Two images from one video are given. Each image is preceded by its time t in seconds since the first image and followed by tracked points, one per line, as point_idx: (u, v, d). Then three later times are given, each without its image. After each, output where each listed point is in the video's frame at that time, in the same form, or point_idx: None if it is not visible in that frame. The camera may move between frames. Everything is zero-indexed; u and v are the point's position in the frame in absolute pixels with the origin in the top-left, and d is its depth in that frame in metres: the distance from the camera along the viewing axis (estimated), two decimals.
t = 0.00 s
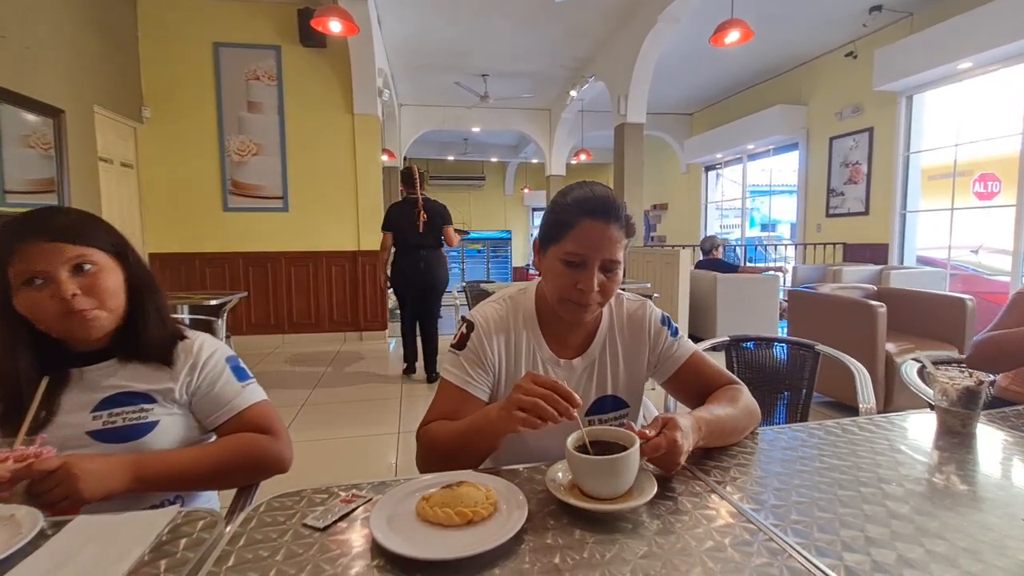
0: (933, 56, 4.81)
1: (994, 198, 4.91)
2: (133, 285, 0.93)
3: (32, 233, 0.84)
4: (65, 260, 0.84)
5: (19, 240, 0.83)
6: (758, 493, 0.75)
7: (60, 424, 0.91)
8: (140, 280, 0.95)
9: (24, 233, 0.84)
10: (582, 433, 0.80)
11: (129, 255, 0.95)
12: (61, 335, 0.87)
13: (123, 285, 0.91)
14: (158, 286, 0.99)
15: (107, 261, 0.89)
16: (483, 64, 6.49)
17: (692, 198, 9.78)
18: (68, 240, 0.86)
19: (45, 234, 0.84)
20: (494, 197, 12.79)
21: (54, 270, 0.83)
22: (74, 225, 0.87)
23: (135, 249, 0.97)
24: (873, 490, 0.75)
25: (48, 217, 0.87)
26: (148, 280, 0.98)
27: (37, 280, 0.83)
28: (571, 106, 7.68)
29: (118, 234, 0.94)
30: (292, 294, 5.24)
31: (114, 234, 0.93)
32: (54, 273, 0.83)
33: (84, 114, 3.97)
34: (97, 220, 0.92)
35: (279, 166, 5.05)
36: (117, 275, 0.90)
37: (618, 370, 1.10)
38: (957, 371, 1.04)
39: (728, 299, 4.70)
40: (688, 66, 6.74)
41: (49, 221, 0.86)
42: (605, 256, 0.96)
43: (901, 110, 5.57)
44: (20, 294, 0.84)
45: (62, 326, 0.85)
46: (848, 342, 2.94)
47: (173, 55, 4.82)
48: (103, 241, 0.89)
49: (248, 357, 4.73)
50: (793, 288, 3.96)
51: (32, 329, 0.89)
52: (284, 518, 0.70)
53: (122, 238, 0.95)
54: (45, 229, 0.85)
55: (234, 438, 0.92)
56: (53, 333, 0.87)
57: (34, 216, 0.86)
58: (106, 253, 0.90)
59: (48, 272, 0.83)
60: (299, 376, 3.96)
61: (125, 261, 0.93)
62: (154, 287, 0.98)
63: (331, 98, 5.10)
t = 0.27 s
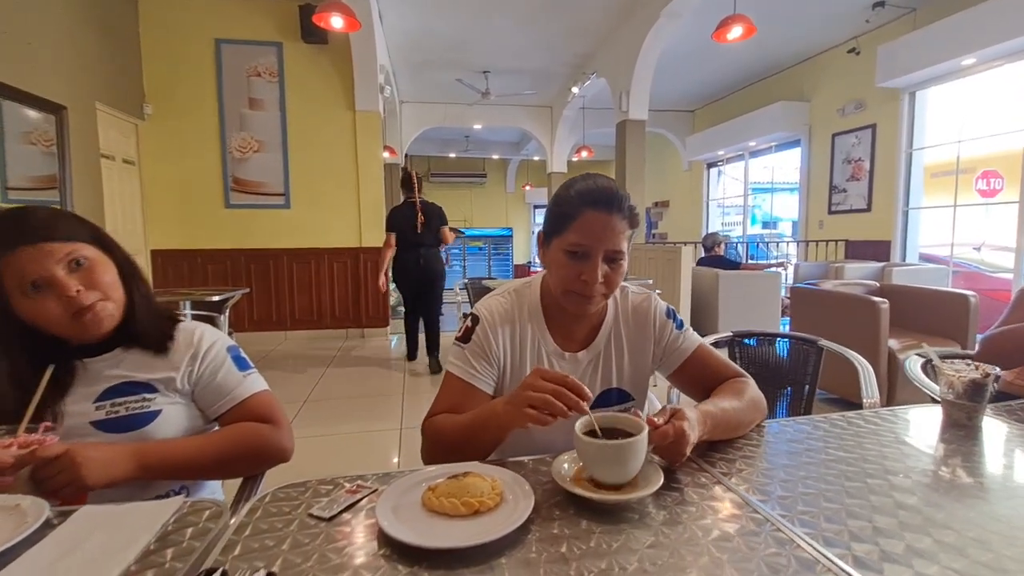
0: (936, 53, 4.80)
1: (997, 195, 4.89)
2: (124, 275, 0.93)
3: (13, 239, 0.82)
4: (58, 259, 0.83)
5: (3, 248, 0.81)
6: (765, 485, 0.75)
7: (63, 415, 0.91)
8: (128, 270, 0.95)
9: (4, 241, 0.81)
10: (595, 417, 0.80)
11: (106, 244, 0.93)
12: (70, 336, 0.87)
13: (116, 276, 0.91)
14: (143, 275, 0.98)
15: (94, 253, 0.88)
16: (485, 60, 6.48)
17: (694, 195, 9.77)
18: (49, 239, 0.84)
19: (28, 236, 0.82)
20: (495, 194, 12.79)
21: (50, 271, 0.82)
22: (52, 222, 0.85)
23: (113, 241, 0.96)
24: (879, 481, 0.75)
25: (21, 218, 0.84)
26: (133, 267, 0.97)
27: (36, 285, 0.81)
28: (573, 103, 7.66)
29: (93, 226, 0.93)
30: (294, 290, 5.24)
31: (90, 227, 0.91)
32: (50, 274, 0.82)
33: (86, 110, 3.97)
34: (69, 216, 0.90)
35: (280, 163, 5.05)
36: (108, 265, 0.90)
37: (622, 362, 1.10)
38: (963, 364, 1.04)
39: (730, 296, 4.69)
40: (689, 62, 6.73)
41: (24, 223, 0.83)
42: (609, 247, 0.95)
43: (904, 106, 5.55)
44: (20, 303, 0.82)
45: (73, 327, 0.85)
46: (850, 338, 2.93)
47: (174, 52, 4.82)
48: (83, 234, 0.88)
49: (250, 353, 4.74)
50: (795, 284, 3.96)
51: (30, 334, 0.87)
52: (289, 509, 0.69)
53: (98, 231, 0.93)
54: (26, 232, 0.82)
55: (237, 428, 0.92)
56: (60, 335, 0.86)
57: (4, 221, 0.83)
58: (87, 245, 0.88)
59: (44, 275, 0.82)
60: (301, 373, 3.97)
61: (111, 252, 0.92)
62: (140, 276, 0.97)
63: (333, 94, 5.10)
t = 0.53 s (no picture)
0: (939, 48, 4.78)
1: (1000, 191, 4.88)
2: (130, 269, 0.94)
3: (23, 228, 0.82)
4: (67, 251, 0.84)
5: (11, 237, 0.81)
6: (769, 475, 0.76)
7: (71, 408, 0.92)
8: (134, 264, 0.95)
9: (13, 230, 0.82)
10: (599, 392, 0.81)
11: (114, 237, 0.94)
12: (73, 326, 0.87)
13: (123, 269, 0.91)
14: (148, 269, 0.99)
15: (103, 246, 0.89)
16: (486, 57, 6.47)
17: (695, 192, 9.76)
18: (58, 230, 0.84)
19: (37, 225, 0.83)
20: (497, 191, 12.79)
21: (58, 262, 0.83)
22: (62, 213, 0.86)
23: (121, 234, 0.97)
24: (883, 472, 0.76)
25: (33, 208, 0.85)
26: (140, 262, 0.98)
27: (43, 275, 0.82)
28: (574, 100, 7.65)
29: (102, 219, 0.93)
30: (296, 287, 5.25)
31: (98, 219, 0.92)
32: (59, 265, 0.83)
33: (88, 107, 3.97)
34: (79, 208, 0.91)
35: (282, 160, 5.05)
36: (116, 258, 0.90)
37: (626, 356, 1.11)
38: (966, 357, 1.04)
39: (732, 293, 4.68)
40: (691, 59, 6.71)
41: (35, 214, 0.84)
42: (610, 242, 0.96)
43: (906, 102, 5.54)
44: (26, 292, 0.82)
45: (76, 317, 0.85)
46: (852, 333, 2.93)
47: (176, 49, 4.82)
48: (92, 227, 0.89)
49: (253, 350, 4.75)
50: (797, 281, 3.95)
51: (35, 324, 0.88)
52: (297, 499, 0.70)
53: (106, 224, 0.94)
54: (36, 222, 0.83)
55: (242, 422, 0.93)
56: (63, 324, 0.87)
57: (16, 210, 0.84)
58: (98, 239, 0.89)
59: (52, 265, 0.82)
60: (304, 369, 3.98)
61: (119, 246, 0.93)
62: (146, 270, 0.98)
63: (334, 91, 5.09)
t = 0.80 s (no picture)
0: (941, 44, 4.76)
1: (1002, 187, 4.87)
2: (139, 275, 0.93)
3: (40, 237, 0.81)
4: (86, 264, 0.83)
5: (28, 246, 0.80)
6: (771, 470, 0.75)
7: (74, 405, 0.92)
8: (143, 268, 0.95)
9: (31, 239, 0.81)
10: (595, 377, 0.84)
11: (126, 242, 0.93)
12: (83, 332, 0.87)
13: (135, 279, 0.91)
14: (154, 271, 0.98)
15: (118, 256, 0.88)
16: (487, 53, 6.45)
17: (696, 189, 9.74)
18: (74, 240, 0.83)
19: (54, 235, 0.82)
20: (498, 189, 12.78)
21: (78, 276, 0.83)
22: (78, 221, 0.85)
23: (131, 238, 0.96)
24: (886, 467, 0.75)
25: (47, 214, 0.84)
26: (148, 267, 0.97)
27: (59, 286, 0.82)
28: (575, 96, 7.63)
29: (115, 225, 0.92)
30: (297, 285, 5.25)
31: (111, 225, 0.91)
32: (76, 278, 0.83)
33: (89, 104, 3.97)
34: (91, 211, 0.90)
35: (283, 158, 5.05)
36: (129, 268, 0.90)
37: (627, 352, 1.11)
38: (970, 352, 1.04)
39: (733, 289, 4.68)
40: (692, 54, 6.69)
41: (50, 223, 0.83)
42: (609, 241, 0.95)
43: (908, 97, 5.51)
44: (39, 300, 0.82)
45: (88, 327, 0.86)
46: (854, 329, 2.93)
47: (176, 46, 4.81)
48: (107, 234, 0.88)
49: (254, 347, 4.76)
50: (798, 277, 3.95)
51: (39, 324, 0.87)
52: (298, 493, 0.70)
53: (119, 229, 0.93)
54: (52, 232, 0.82)
55: (245, 417, 0.92)
56: (71, 330, 0.86)
57: (30, 217, 0.82)
58: (114, 248, 0.88)
59: (70, 277, 0.82)
60: (305, 366, 3.98)
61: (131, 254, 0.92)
62: (154, 274, 0.97)
63: (335, 88, 5.08)
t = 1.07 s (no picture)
0: (933, 37, 4.76)
1: (994, 179, 4.90)
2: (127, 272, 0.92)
3: (26, 228, 0.80)
4: (71, 256, 0.82)
5: (14, 237, 0.79)
6: (768, 464, 0.74)
7: (57, 409, 0.90)
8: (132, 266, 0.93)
9: (15, 230, 0.79)
10: (588, 368, 0.83)
11: (115, 238, 0.92)
12: (67, 328, 0.85)
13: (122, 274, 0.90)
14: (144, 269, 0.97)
15: (105, 251, 0.87)
16: (479, 49, 6.42)
17: (690, 184, 9.75)
18: (60, 232, 0.82)
19: (40, 226, 0.80)
20: (492, 185, 12.74)
21: (62, 268, 0.81)
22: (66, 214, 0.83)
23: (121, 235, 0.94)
24: (883, 460, 0.74)
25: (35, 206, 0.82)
26: (137, 265, 0.95)
27: (44, 278, 0.80)
28: (568, 92, 7.61)
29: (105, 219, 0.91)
30: (290, 284, 5.22)
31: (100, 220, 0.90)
32: (60, 270, 0.81)
33: (76, 103, 3.92)
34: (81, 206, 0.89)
35: (274, 156, 5.01)
36: (117, 263, 0.89)
37: (622, 349, 1.10)
38: (965, 343, 1.03)
39: (728, 284, 4.68)
40: (685, 49, 6.67)
41: (37, 216, 0.81)
42: (601, 239, 0.94)
43: (900, 91, 5.52)
44: (21, 292, 0.81)
45: (72, 322, 0.84)
46: (848, 323, 2.93)
47: (164, 43, 4.75)
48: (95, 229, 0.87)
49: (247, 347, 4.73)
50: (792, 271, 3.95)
51: (22, 323, 0.85)
52: (285, 495, 0.68)
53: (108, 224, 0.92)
54: (39, 224, 0.81)
55: (236, 420, 0.91)
56: (55, 326, 0.85)
57: (17, 209, 0.81)
58: (101, 242, 0.87)
59: (54, 269, 0.81)
60: (299, 366, 3.96)
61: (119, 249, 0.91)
62: (143, 272, 0.96)
63: (326, 85, 5.04)
